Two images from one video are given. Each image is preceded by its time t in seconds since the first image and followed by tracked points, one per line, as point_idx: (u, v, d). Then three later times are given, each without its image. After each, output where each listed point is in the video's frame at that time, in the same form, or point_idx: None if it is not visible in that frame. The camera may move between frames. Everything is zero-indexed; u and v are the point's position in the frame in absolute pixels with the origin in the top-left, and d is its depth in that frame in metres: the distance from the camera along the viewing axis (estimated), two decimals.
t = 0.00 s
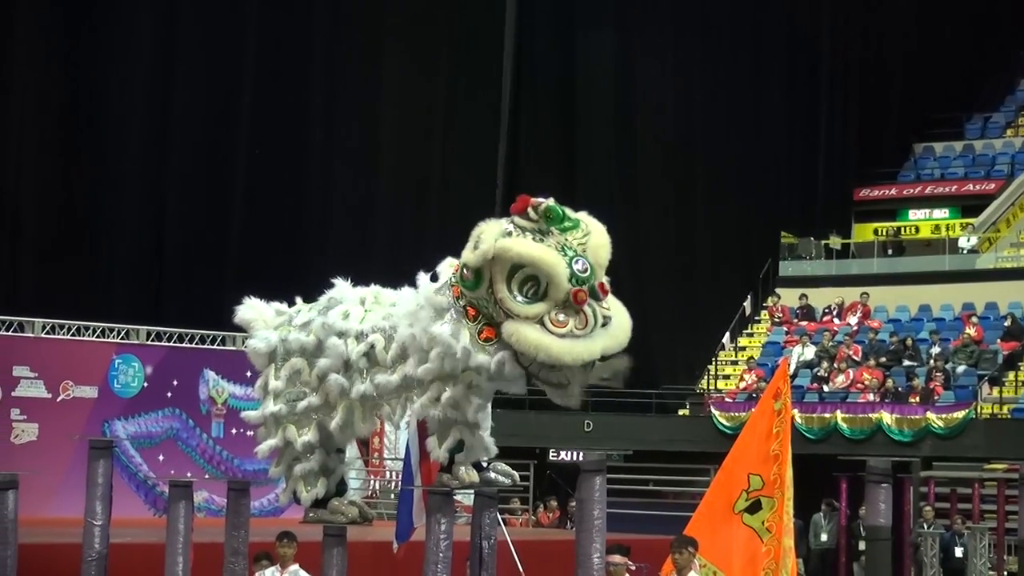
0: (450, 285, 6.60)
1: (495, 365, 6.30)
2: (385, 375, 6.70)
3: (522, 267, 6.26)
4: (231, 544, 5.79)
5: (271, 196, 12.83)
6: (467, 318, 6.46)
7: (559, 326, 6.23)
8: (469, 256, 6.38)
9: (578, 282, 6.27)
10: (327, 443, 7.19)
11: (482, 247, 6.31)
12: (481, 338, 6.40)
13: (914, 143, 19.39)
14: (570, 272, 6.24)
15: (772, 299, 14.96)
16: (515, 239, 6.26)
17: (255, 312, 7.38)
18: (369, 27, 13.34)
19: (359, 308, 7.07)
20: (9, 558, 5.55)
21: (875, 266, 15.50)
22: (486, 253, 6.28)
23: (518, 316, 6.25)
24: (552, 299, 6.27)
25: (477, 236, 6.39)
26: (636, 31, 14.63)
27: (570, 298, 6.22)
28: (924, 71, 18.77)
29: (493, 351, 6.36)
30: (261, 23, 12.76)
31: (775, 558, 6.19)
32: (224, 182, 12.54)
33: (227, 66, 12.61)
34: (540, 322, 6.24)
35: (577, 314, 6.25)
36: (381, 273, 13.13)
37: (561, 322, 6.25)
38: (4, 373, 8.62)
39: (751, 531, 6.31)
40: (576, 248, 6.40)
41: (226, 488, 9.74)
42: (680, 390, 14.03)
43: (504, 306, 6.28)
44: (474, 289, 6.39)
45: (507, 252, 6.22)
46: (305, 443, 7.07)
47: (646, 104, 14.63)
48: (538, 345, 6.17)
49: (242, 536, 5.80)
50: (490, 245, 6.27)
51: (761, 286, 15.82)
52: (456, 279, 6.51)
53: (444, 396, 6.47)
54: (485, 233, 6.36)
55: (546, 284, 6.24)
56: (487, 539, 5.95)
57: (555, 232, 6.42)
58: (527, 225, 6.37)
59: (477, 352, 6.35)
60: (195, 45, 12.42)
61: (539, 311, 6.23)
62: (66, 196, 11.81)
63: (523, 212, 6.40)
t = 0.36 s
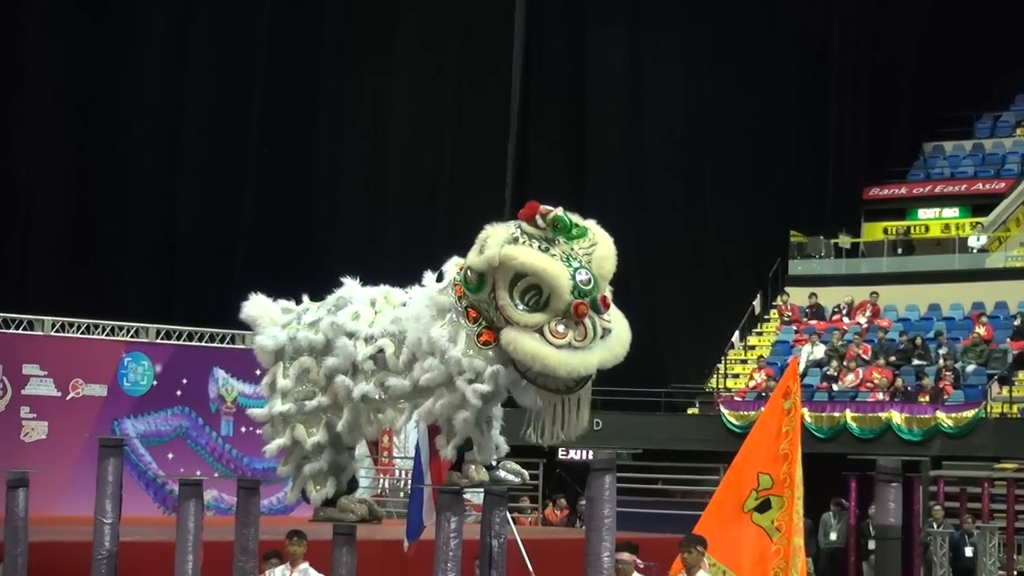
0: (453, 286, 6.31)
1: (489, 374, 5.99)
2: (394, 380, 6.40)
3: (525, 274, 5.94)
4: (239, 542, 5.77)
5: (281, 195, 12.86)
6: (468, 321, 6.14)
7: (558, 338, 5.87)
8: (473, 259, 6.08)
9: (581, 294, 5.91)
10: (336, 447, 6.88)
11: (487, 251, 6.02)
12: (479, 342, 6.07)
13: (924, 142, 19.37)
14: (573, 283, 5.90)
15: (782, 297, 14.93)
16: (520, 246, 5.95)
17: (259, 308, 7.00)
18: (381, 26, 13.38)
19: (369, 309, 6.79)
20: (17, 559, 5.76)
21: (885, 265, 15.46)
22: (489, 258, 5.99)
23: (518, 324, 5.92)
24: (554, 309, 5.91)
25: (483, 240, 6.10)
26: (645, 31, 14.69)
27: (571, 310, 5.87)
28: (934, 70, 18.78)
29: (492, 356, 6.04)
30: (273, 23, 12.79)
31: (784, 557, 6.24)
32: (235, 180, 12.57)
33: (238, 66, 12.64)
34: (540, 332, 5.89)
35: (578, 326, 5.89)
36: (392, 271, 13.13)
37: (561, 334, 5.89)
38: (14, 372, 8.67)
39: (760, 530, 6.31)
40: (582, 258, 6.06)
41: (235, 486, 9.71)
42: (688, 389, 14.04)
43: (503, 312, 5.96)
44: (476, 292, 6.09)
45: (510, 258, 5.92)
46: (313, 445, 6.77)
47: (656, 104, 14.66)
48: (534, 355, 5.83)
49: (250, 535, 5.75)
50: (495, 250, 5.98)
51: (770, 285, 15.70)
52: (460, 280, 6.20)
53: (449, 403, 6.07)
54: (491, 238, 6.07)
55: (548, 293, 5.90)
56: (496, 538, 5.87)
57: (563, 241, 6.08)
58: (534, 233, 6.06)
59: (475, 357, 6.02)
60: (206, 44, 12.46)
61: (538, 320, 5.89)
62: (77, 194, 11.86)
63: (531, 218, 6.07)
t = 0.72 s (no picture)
0: (462, 281, 6.33)
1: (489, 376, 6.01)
2: (407, 383, 6.24)
3: (537, 296, 5.94)
4: (252, 542, 5.76)
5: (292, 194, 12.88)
6: (472, 322, 6.20)
7: (556, 363, 5.95)
8: (489, 267, 6.06)
9: (587, 324, 5.95)
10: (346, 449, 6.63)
11: (504, 265, 6.00)
12: (481, 346, 6.13)
13: (934, 142, 19.37)
14: (583, 313, 5.93)
15: (793, 298, 14.92)
16: (536, 269, 5.93)
17: (267, 309, 6.84)
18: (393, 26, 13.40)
19: (380, 310, 6.57)
20: (30, 556, 5.75)
21: (896, 265, 15.41)
22: (504, 274, 5.98)
23: (520, 342, 5.97)
24: (558, 335, 5.95)
25: (502, 249, 6.07)
26: (656, 31, 14.71)
27: (576, 340, 5.90)
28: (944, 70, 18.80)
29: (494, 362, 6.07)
30: (284, 23, 12.81)
31: (795, 557, 6.22)
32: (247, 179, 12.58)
33: (250, 65, 12.66)
34: (540, 356, 5.95)
35: (578, 355, 5.96)
36: (402, 271, 13.14)
37: (560, 361, 5.96)
38: (25, 371, 8.68)
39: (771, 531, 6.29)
40: (594, 283, 6.10)
41: (246, 485, 9.69)
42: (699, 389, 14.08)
43: (508, 328, 5.99)
44: (487, 299, 6.09)
45: (525, 282, 5.91)
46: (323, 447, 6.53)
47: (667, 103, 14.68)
48: (529, 379, 5.91)
49: (261, 533, 5.76)
50: (512, 268, 5.95)
51: (781, 285, 15.70)
52: (472, 279, 6.20)
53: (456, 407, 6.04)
54: (512, 251, 6.04)
55: (556, 319, 5.92)
56: (507, 537, 5.86)
57: (578, 265, 6.11)
58: (553, 253, 6.05)
59: (474, 358, 6.06)
60: (218, 43, 12.48)
61: (541, 343, 5.94)
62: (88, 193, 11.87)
63: (553, 237, 6.03)
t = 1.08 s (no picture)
0: (471, 283, 6.23)
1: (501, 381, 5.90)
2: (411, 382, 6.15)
3: (550, 297, 5.87)
4: (259, 541, 5.75)
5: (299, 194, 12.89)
6: (482, 324, 6.08)
7: (569, 364, 5.87)
8: (500, 267, 5.97)
9: (599, 324, 5.89)
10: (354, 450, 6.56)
11: (516, 265, 5.92)
12: (492, 348, 6.02)
13: (941, 142, 19.38)
14: (595, 313, 5.87)
15: (800, 296, 14.98)
16: (549, 269, 5.87)
17: (281, 306, 6.82)
18: (399, 25, 13.41)
19: (390, 310, 6.53)
20: (37, 556, 5.75)
21: (902, 264, 15.51)
22: (516, 275, 5.89)
23: (532, 343, 5.88)
24: (571, 335, 5.88)
25: (512, 249, 5.98)
26: (663, 31, 14.71)
27: (588, 340, 5.83)
28: (950, 70, 18.80)
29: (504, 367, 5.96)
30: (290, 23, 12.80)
31: (802, 556, 6.20)
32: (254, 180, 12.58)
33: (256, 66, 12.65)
34: (553, 356, 5.87)
35: (591, 355, 5.89)
36: (410, 270, 13.14)
37: (573, 361, 5.89)
38: (32, 371, 8.68)
39: (779, 529, 6.30)
40: (604, 284, 6.06)
41: (254, 484, 9.72)
42: (707, 388, 14.19)
43: (520, 329, 5.89)
44: (497, 300, 5.99)
45: (538, 281, 5.83)
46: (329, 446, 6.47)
47: (673, 103, 14.69)
48: (544, 380, 5.82)
49: (269, 533, 5.74)
50: (525, 268, 5.87)
51: (788, 283, 15.75)
52: (481, 281, 6.10)
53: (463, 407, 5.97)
54: (523, 251, 5.96)
55: (570, 319, 5.85)
56: (514, 537, 5.85)
57: (589, 265, 6.06)
58: (565, 253, 6.00)
59: (485, 363, 5.95)
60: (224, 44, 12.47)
61: (554, 344, 5.86)
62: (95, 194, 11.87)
63: (564, 238, 6.00)
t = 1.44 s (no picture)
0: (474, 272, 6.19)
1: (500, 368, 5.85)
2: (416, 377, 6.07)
3: (552, 288, 5.83)
4: (265, 541, 5.70)
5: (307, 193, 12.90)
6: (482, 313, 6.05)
7: (567, 356, 5.84)
8: (503, 256, 5.93)
9: (599, 318, 5.86)
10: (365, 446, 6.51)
11: (519, 255, 5.87)
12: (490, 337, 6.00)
13: (948, 141, 19.39)
14: (596, 306, 5.82)
15: (806, 296, 15.02)
16: (552, 260, 5.82)
17: (297, 308, 6.85)
18: (407, 25, 13.42)
19: (401, 308, 6.45)
20: (44, 555, 5.75)
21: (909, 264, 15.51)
22: (520, 265, 5.85)
23: (531, 334, 5.86)
24: (570, 328, 5.85)
25: (517, 239, 5.94)
26: (669, 32, 14.73)
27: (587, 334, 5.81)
28: (957, 70, 18.80)
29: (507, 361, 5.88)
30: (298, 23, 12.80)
31: (809, 556, 6.22)
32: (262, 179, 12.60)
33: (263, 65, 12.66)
34: (552, 348, 5.84)
35: (589, 348, 5.86)
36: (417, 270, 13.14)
37: (572, 353, 5.86)
38: (39, 370, 8.69)
39: (785, 530, 6.29)
40: (608, 279, 5.99)
41: (260, 484, 9.71)
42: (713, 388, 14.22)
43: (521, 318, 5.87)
44: (499, 289, 5.96)
45: (541, 273, 5.79)
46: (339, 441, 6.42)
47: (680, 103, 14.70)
48: (541, 371, 5.79)
49: (275, 533, 5.69)
50: (528, 258, 5.83)
51: (794, 283, 15.79)
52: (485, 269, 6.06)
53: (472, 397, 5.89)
54: (527, 241, 5.91)
55: (571, 311, 5.82)
56: (521, 537, 5.83)
57: (593, 259, 5.99)
58: (569, 245, 5.94)
59: (486, 350, 5.90)
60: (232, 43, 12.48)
61: (553, 335, 5.84)
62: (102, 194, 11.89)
63: (569, 230, 5.94)
